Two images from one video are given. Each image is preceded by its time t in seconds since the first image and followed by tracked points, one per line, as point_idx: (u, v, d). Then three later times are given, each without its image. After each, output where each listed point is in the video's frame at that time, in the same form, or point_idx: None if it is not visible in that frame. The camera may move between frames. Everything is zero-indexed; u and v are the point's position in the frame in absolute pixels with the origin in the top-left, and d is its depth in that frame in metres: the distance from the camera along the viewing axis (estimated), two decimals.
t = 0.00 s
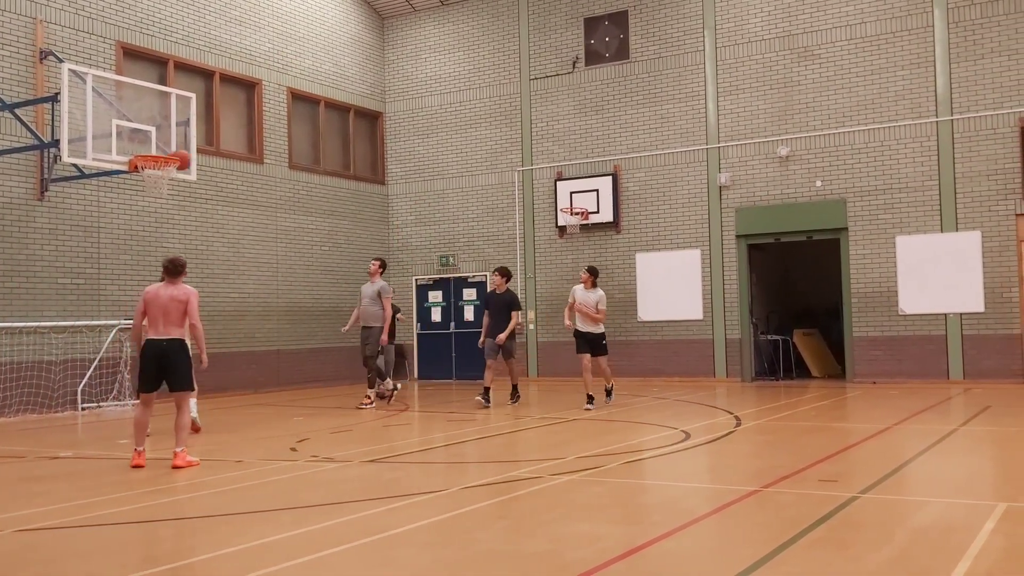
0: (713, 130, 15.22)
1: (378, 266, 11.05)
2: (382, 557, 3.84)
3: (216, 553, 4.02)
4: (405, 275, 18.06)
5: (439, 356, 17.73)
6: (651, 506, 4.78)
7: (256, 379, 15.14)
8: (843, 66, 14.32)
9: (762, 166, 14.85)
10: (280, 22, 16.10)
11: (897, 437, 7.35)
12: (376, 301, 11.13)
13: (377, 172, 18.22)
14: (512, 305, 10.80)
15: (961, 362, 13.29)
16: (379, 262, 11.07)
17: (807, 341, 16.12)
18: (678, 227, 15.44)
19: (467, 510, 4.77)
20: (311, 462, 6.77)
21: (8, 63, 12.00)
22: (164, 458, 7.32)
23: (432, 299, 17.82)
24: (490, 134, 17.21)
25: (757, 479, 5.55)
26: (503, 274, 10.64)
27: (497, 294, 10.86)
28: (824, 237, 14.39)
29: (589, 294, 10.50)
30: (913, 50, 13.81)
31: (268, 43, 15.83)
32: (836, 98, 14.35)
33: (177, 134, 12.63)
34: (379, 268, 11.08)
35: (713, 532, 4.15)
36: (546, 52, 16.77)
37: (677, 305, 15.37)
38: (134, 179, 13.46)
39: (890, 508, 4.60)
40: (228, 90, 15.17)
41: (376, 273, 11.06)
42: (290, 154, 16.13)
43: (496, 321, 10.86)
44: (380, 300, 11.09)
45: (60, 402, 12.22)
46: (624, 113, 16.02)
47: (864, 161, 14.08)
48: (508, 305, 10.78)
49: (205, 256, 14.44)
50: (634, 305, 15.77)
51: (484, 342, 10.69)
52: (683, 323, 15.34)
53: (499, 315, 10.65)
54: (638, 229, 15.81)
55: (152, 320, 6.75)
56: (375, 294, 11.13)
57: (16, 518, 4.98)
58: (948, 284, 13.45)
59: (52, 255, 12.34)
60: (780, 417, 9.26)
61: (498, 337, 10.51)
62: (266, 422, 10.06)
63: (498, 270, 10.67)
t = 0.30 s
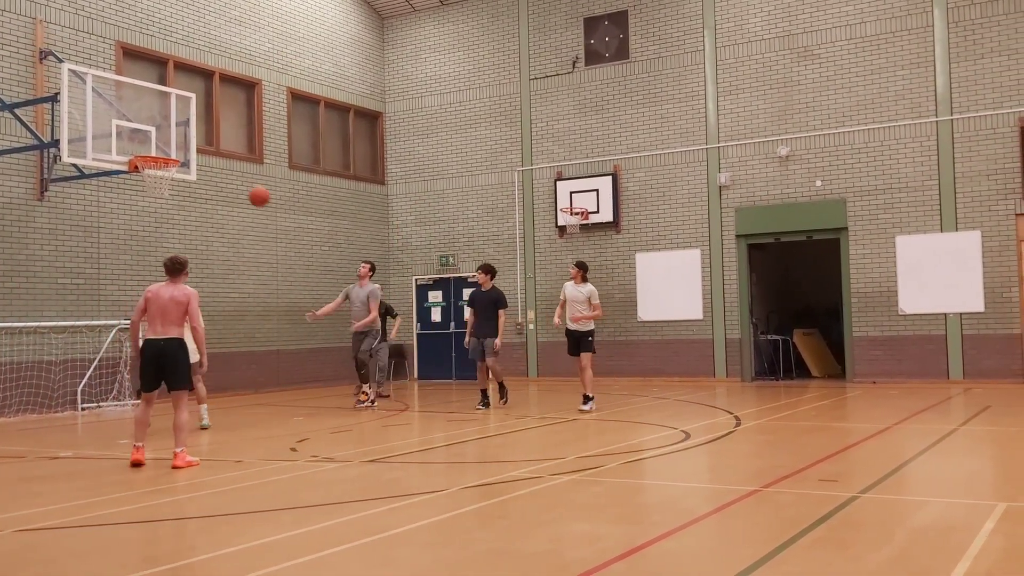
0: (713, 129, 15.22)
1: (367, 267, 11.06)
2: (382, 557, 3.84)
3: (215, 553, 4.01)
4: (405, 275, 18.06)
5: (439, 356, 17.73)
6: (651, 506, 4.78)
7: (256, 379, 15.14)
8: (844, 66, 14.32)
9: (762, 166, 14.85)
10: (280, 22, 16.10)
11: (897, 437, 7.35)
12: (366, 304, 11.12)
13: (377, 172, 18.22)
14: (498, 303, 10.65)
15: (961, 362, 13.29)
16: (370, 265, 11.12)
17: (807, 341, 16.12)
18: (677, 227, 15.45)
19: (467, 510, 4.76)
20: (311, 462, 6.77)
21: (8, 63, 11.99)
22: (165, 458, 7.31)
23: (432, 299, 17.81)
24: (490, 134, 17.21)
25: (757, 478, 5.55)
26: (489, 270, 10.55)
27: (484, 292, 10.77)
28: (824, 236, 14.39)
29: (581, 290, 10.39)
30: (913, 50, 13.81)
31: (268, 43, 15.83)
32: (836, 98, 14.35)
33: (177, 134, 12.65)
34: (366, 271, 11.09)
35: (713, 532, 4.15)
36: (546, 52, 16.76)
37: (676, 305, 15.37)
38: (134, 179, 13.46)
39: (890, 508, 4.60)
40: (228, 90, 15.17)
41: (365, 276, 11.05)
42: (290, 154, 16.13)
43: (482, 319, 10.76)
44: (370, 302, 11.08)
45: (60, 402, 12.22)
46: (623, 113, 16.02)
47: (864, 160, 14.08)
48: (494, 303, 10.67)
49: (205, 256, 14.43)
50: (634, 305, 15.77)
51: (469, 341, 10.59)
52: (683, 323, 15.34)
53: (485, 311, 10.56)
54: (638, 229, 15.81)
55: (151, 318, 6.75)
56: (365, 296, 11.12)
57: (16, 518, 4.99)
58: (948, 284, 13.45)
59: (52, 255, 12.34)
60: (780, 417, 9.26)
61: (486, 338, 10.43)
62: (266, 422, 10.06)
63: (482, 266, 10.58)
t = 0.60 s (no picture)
0: (713, 129, 15.22)
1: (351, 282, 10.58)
2: (382, 557, 3.84)
3: (215, 553, 4.01)
4: (405, 275, 18.05)
5: (439, 356, 17.73)
6: (651, 506, 4.77)
7: (256, 378, 15.15)
8: (843, 66, 14.31)
9: (762, 166, 14.85)
10: (280, 22, 16.09)
11: (897, 437, 7.34)
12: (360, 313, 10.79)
13: (377, 172, 18.22)
14: (488, 305, 10.28)
15: (960, 362, 13.29)
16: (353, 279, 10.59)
17: (807, 341, 16.12)
18: (678, 227, 15.44)
19: (467, 510, 4.76)
20: (311, 462, 6.77)
21: (8, 63, 11.99)
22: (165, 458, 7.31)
23: (432, 298, 17.79)
24: (490, 134, 17.20)
25: (758, 479, 5.55)
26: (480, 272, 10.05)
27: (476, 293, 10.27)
28: (824, 236, 14.39)
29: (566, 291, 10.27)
30: (913, 50, 13.80)
31: (268, 43, 15.82)
32: (836, 98, 14.35)
33: (177, 133, 12.65)
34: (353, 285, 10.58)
35: (713, 532, 4.15)
36: (546, 52, 16.76)
37: (676, 305, 15.37)
38: (134, 179, 13.46)
39: (890, 508, 4.59)
40: (228, 90, 15.17)
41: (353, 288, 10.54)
42: (289, 153, 16.12)
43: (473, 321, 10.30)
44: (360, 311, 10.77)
45: (60, 402, 12.23)
46: (623, 113, 16.02)
47: (864, 161, 14.08)
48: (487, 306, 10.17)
49: (205, 255, 14.43)
50: (634, 305, 15.77)
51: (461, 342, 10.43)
52: (683, 323, 15.34)
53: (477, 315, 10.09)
54: (638, 229, 15.80)
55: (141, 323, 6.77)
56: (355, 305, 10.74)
57: (16, 518, 4.98)
58: (948, 284, 13.44)
59: (53, 255, 12.34)
60: (780, 417, 9.26)
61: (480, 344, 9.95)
62: (265, 422, 10.06)
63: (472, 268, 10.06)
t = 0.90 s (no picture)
0: (712, 129, 15.23)
1: (326, 292, 10.25)
2: (382, 557, 3.84)
3: (215, 553, 4.02)
4: (405, 275, 18.05)
5: (439, 356, 17.72)
6: (652, 506, 4.78)
7: (256, 378, 15.15)
8: (843, 66, 14.32)
9: (761, 166, 14.85)
10: (279, 22, 16.08)
11: (897, 437, 7.35)
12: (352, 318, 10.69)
13: (376, 172, 18.22)
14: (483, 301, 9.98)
15: (960, 362, 13.29)
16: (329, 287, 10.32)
17: (807, 341, 16.13)
18: (677, 227, 15.45)
19: (467, 511, 4.76)
20: (311, 462, 6.77)
21: (7, 63, 11.99)
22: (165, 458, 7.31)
23: (431, 299, 17.79)
24: (490, 134, 17.20)
25: (758, 479, 5.55)
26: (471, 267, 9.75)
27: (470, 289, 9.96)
28: (824, 237, 14.40)
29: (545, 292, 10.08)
30: (913, 51, 13.81)
31: (267, 43, 15.82)
32: (836, 98, 14.36)
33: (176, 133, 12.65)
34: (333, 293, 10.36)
35: (713, 532, 4.15)
36: (546, 52, 16.76)
37: (676, 305, 15.38)
38: (133, 179, 13.45)
39: (889, 508, 4.60)
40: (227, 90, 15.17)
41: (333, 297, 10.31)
42: (289, 154, 16.11)
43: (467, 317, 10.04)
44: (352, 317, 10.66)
45: (59, 402, 12.22)
46: (623, 114, 16.02)
47: (864, 161, 14.09)
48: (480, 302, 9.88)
49: (204, 256, 14.42)
50: (634, 305, 15.77)
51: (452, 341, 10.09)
52: (682, 323, 15.34)
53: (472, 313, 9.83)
54: (638, 229, 15.80)
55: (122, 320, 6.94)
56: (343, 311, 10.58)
57: (15, 518, 4.98)
58: (948, 284, 13.45)
59: (52, 255, 12.34)
60: (780, 417, 9.26)
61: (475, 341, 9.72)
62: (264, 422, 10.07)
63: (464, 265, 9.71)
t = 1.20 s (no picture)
0: (713, 129, 15.23)
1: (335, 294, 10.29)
2: (384, 557, 3.85)
3: (218, 553, 4.02)
4: (406, 276, 18.06)
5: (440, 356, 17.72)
6: (654, 506, 4.78)
7: (257, 378, 15.16)
8: (844, 66, 14.32)
9: (762, 166, 14.86)
10: (280, 22, 16.09)
11: (898, 437, 7.36)
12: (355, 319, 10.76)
13: (377, 172, 18.23)
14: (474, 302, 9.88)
15: (961, 362, 13.30)
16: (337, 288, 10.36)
17: (807, 341, 16.13)
18: (678, 227, 15.45)
19: (468, 511, 4.77)
20: (312, 462, 6.77)
21: (8, 63, 12.00)
22: (165, 459, 7.31)
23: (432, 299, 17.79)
24: (491, 134, 17.20)
25: (759, 479, 5.56)
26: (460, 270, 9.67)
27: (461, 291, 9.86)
28: (825, 237, 14.40)
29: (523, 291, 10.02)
30: (914, 51, 13.81)
31: (268, 43, 15.82)
32: (836, 98, 14.36)
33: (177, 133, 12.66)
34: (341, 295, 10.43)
35: (714, 532, 4.16)
36: (547, 52, 16.77)
37: (676, 305, 15.38)
38: (134, 179, 13.46)
39: (890, 508, 4.61)
40: (229, 90, 15.18)
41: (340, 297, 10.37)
42: (290, 154, 16.12)
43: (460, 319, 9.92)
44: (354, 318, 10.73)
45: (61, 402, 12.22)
46: (624, 114, 16.02)
47: (865, 161, 14.09)
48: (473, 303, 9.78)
49: (205, 256, 14.43)
50: (635, 306, 15.77)
51: (445, 344, 10.00)
52: (683, 323, 15.34)
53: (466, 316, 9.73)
54: (639, 229, 15.80)
55: (118, 327, 6.95)
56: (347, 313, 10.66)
57: (15, 519, 4.99)
58: (948, 284, 13.45)
59: (53, 255, 12.35)
60: (780, 417, 9.27)
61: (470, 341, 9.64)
62: (265, 422, 10.07)
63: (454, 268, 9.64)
